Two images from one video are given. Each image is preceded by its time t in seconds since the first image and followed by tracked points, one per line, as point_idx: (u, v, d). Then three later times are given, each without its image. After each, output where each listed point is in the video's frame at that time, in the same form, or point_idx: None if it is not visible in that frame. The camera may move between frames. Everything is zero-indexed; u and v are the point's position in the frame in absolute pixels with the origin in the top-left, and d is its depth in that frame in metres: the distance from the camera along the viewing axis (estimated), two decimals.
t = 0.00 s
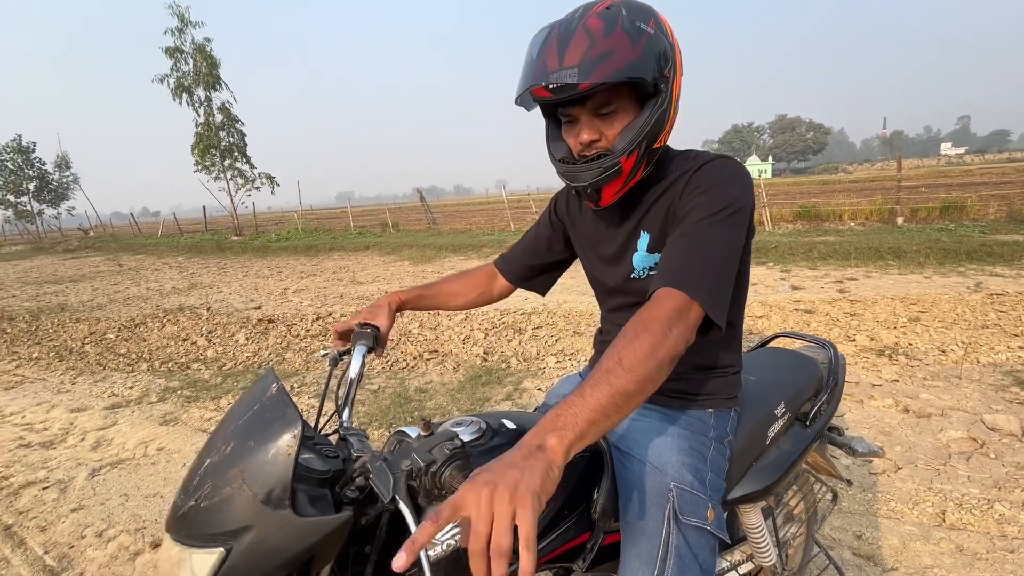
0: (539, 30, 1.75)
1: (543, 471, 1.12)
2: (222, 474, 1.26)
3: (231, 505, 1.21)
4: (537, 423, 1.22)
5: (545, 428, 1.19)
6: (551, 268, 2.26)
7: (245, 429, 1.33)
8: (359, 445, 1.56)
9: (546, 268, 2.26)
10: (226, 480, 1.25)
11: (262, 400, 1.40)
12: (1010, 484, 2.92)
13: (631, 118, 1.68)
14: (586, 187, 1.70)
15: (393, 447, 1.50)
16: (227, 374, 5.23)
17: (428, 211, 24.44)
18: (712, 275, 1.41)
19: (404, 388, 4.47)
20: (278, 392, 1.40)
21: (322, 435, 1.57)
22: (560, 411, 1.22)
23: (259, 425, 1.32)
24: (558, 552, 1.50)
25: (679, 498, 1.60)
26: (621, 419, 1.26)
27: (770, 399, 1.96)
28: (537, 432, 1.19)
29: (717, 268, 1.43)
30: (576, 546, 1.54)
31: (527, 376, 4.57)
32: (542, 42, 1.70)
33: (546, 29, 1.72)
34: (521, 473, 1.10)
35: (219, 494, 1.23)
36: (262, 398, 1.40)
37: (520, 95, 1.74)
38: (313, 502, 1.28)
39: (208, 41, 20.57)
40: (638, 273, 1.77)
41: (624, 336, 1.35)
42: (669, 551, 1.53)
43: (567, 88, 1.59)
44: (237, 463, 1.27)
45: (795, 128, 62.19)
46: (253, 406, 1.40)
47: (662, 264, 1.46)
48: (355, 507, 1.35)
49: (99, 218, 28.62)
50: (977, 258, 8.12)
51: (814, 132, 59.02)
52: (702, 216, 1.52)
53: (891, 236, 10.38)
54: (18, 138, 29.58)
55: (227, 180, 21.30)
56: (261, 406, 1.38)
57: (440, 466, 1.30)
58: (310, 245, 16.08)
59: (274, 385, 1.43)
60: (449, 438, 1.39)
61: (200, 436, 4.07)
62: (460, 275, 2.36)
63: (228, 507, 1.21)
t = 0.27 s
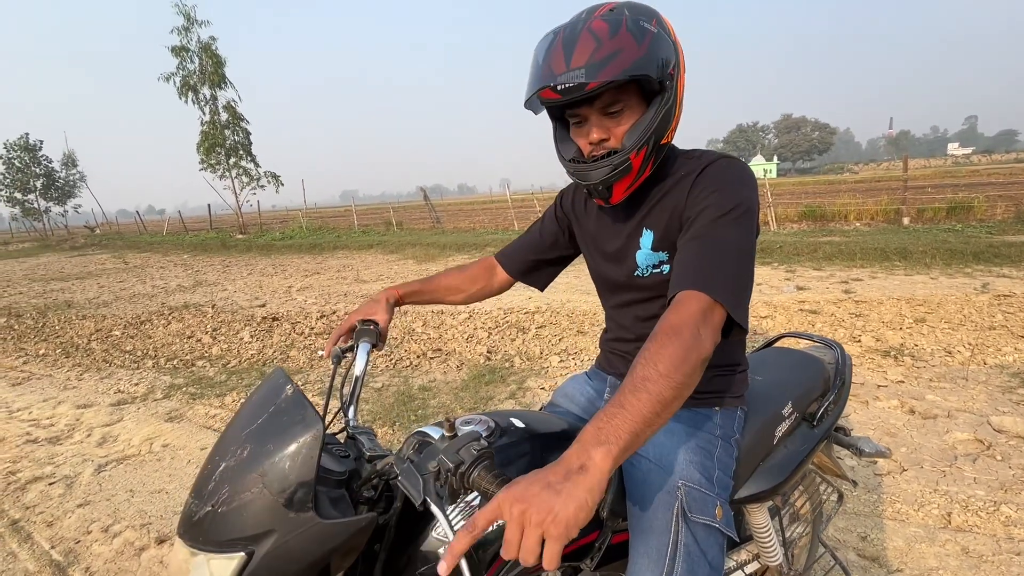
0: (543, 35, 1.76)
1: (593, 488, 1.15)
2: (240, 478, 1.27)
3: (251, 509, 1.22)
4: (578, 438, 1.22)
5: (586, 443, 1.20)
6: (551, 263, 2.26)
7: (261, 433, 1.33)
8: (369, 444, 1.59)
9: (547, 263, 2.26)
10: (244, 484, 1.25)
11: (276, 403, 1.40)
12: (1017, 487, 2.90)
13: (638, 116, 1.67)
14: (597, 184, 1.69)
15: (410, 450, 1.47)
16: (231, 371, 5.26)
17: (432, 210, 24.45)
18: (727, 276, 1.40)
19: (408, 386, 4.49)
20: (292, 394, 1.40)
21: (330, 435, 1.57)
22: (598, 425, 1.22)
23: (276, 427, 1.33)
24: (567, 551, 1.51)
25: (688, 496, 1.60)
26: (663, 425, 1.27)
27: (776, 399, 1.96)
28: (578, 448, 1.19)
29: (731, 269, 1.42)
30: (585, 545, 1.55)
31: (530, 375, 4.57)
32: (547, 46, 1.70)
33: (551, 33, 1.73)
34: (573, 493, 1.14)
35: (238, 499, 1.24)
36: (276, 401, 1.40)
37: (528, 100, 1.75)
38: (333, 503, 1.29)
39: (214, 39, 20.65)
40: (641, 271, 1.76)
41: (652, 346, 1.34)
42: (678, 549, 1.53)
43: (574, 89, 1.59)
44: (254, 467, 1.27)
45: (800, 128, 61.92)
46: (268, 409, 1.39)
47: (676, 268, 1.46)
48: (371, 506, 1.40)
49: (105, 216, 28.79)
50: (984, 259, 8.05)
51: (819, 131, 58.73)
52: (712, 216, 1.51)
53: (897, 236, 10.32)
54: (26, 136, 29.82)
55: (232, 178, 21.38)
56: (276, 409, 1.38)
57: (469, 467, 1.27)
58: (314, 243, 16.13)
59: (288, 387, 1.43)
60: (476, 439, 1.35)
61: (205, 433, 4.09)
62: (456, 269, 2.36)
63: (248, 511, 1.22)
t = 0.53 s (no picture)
0: (548, 35, 1.74)
1: (595, 492, 1.15)
2: (243, 469, 1.27)
3: (254, 500, 1.22)
4: (582, 441, 1.22)
5: (590, 448, 1.20)
6: (551, 262, 2.26)
7: (264, 425, 1.34)
8: (371, 440, 1.59)
9: (546, 262, 2.26)
10: (247, 476, 1.25)
11: (279, 395, 1.40)
12: None
13: (652, 111, 1.69)
14: (622, 183, 1.64)
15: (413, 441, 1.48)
16: (235, 369, 5.27)
17: (436, 209, 24.45)
18: (735, 282, 1.40)
19: (411, 384, 4.49)
20: (295, 387, 1.40)
21: (332, 430, 1.57)
22: (602, 429, 1.22)
23: (279, 420, 1.33)
24: (568, 547, 1.49)
25: (691, 493, 1.59)
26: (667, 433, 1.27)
27: (778, 397, 1.95)
28: (582, 451, 1.19)
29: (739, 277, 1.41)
30: (587, 541, 1.53)
31: (533, 374, 4.57)
32: (555, 44, 1.68)
33: (557, 32, 1.71)
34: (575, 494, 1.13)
35: (241, 490, 1.24)
36: (279, 393, 1.40)
37: (541, 102, 1.71)
38: (335, 496, 1.29)
39: (219, 38, 20.71)
40: (650, 274, 1.76)
41: (661, 351, 1.34)
42: (682, 545, 1.52)
43: (595, 84, 1.58)
44: (257, 458, 1.27)
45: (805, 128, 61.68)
46: (270, 402, 1.39)
47: (683, 273, 1.46)
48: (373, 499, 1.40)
49: (110, 214, 28.93)
50: (990, 260, 8.00)
51: (824, 131, 58.49)
52: (720, 220, 1.51)
53: (903, 237, 10.26)
54: (33, 134, 29.98)
55: (237, 177, 21.44)
56: (278, 402, 1.38)
57: (471, 459, 1.29)
58: (317, 242, 16.16)
59: (291, 380, 1.43)
60: (477, 430, 1.37)
61: (209, 430, 4.10)
62: (452, 267, 2.34)
63: (251, 502, 1.22)
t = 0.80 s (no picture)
0: (550, 38, 1.73)
1: (590, 489, 1.16)
2: (247, 460, 1.28)
3: (257, 491, 1.23)
4: (582, 436, 1.23)
5: (589, 444, 1.20)
6: (552, 262, 2.26)
7: (268, 417, 1.34)
8: (373, 434, 1.58)
9: (547, 262, 2.26)
10: (251, 467, 1.26)
11: (283, 389, 1.40)
12: None
13: (657, 115, 1.69)
14: (627, 190, 1.64)
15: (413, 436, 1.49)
16: (239, 367, 5.29)
17: (438, 208, 24.46)
18: (742, 285, 1.39)
19: (414, 383, 4.50)
20: (299, 380, 1.41)
21: (335, 424, 1.57)
22: (602, 427, 1.22)
23: (283, 413, 1.33)
24: (568, 542, 1.50)
25: (693, 490, 1.59)
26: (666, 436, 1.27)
27: (777, 395, 1.95)
28: (581, 447, 1.20)
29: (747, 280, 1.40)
30: (586, 536, 1.54)
31: (535, 373, 4.57)
32: (558, 47, 1.67)
33: (559, 35, 1.71)
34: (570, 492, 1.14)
35: (245, 481, 1.24)
36: (283, 387, 1.41)
37: (544, 108, 1.69)
38: (337, 487, 1.29)
39: (223, 37, 20.75)
40: (655, 277, 1.75)
41: (665, 352, 1.33)
42: (683, 543, 1.52)
43: (601, 89, 1.57)
44: (261, 450, 1.28)
45: (809, 127, 61.49)
46: (275, 395, 1.40)
47: (690, 277, 1.45)
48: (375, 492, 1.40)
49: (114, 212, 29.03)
50: (995, 261, 7.96)
51: (828, 131, 58.27)
52: (727, 223, 1.50)
53: (907, 237, 10.22)
54: (38, 133, 30.13)
55: (240, 175, 21.49)
56: (282, 395, 1.38)
57: (469, 450, 1.27)
58: (320, 240, 16.20)
59: (295, 374, 1.43)
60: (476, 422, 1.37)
61: (212, 428, 4.12)
62: (453, 266, 2.34)
63: (255, 493, 1.22)
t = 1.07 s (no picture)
0: (548, 43, 1.73)
1: (584, 482, 1.15)
2: (250, 454, 1.28)
3: (259, 484, 1.23)
4: (578, 433, 1.22)
5: (586, 440, 1.20)
6: (551, 263, 2.26)
7: (270, 412, 1.35)
8: (374, 430, 1.58)
9: (547, 262, 2.26)
10: (253, 460, 1.27)
11: (285, 385, 1.41)
12: None
13: (656, 122, 1.68)
14: (623, 198, 1.66)
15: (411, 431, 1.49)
16: (241, 366, 5.31)
17: (441, 208, 24.46)
18: (742, 289, 1.39)
19: (415, 382, 4.51)
20: (300, 376, 1.41)
21: (337, 421, 1.57)
22: (600, 422, 1.22)
23: (285, 408, 1.34)
24: (566, 538, 1.51)
25: (692, 488, 1.59)
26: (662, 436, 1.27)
27: (774, 394, 1.94)
28: (577, 443, 1.20)
29: (747, 281, 1.41)
30: (585, 532, 1.55)
31: (537, 373, 4.57)
32: (556, 52, 1.67)
33: (558, 40, 1.70)
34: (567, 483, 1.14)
35: (247, 474, 1.25)
36: (285, 382, 1.42)
37: (542, 114, 1.70)
38: (337, 481, 1.30)
39: (226, 37, 20.79)
40: (655, 280, 1.75)
41: (664, 353, 1.34)
42: (682, 540, 1.53)
43: (597, 98, 1.57)
44: (263, 444, 1.29)
45: (812, 127, 61.32)
46: (277, 391, 1.41)
47: (691, 279, 1.45)
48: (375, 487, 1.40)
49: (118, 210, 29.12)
50: (1000, 261, 7.93)
51: (832, 131, 58.10)
52: (728, 226, 1.50)
53: (910, 237, 10.19)
54: (42, 132, 30.25)
55: (243, 175, 21.54)
56: (284, 391, 1.39)
57: (467, 443, 1.28)
58: (323, 240, 16.22)
59: (296, 370, 1.44)
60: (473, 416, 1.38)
61: (215, 426, 4.13)
62: (454, 265, 2.34)
63: (257, 486, 1.23)
